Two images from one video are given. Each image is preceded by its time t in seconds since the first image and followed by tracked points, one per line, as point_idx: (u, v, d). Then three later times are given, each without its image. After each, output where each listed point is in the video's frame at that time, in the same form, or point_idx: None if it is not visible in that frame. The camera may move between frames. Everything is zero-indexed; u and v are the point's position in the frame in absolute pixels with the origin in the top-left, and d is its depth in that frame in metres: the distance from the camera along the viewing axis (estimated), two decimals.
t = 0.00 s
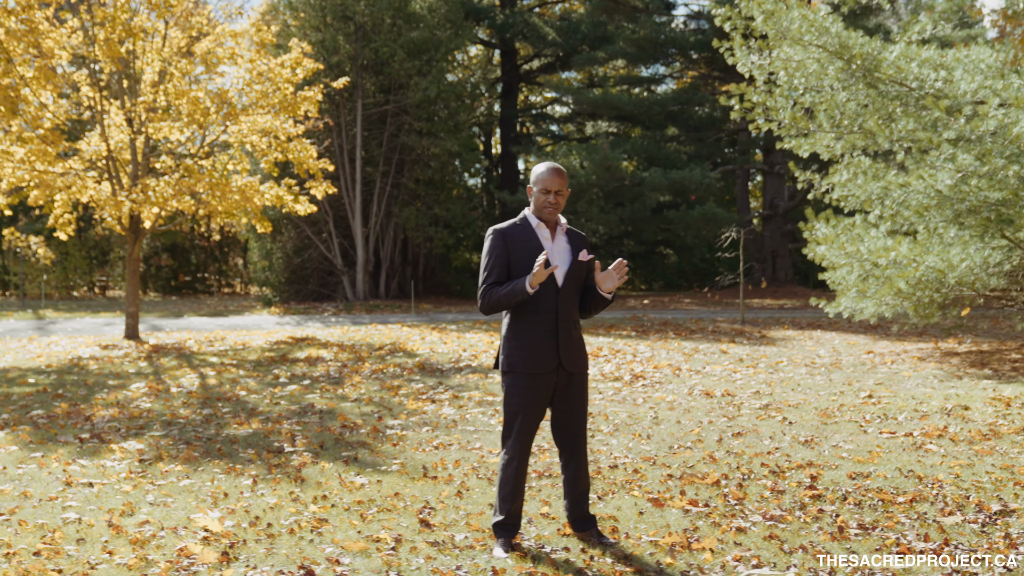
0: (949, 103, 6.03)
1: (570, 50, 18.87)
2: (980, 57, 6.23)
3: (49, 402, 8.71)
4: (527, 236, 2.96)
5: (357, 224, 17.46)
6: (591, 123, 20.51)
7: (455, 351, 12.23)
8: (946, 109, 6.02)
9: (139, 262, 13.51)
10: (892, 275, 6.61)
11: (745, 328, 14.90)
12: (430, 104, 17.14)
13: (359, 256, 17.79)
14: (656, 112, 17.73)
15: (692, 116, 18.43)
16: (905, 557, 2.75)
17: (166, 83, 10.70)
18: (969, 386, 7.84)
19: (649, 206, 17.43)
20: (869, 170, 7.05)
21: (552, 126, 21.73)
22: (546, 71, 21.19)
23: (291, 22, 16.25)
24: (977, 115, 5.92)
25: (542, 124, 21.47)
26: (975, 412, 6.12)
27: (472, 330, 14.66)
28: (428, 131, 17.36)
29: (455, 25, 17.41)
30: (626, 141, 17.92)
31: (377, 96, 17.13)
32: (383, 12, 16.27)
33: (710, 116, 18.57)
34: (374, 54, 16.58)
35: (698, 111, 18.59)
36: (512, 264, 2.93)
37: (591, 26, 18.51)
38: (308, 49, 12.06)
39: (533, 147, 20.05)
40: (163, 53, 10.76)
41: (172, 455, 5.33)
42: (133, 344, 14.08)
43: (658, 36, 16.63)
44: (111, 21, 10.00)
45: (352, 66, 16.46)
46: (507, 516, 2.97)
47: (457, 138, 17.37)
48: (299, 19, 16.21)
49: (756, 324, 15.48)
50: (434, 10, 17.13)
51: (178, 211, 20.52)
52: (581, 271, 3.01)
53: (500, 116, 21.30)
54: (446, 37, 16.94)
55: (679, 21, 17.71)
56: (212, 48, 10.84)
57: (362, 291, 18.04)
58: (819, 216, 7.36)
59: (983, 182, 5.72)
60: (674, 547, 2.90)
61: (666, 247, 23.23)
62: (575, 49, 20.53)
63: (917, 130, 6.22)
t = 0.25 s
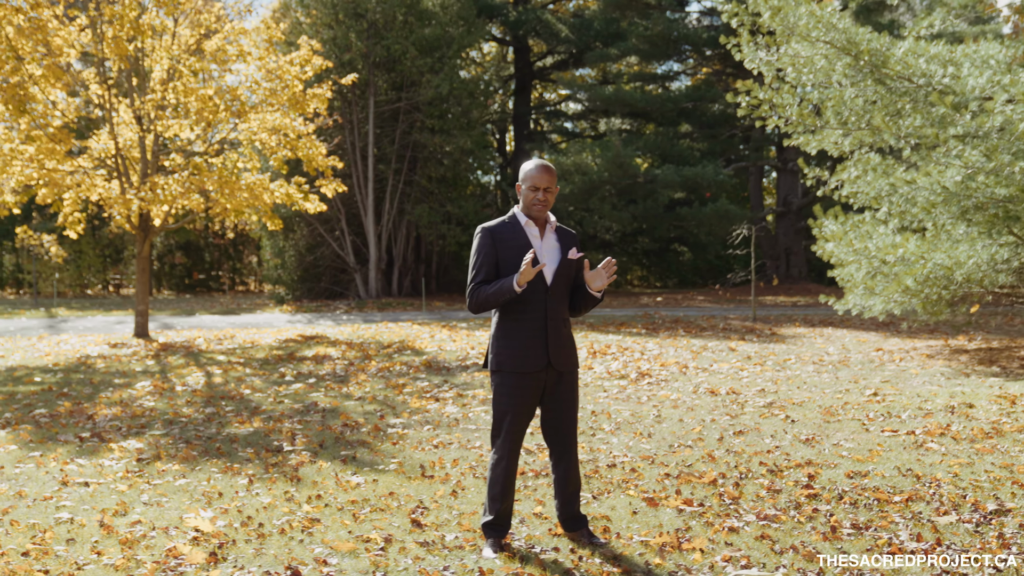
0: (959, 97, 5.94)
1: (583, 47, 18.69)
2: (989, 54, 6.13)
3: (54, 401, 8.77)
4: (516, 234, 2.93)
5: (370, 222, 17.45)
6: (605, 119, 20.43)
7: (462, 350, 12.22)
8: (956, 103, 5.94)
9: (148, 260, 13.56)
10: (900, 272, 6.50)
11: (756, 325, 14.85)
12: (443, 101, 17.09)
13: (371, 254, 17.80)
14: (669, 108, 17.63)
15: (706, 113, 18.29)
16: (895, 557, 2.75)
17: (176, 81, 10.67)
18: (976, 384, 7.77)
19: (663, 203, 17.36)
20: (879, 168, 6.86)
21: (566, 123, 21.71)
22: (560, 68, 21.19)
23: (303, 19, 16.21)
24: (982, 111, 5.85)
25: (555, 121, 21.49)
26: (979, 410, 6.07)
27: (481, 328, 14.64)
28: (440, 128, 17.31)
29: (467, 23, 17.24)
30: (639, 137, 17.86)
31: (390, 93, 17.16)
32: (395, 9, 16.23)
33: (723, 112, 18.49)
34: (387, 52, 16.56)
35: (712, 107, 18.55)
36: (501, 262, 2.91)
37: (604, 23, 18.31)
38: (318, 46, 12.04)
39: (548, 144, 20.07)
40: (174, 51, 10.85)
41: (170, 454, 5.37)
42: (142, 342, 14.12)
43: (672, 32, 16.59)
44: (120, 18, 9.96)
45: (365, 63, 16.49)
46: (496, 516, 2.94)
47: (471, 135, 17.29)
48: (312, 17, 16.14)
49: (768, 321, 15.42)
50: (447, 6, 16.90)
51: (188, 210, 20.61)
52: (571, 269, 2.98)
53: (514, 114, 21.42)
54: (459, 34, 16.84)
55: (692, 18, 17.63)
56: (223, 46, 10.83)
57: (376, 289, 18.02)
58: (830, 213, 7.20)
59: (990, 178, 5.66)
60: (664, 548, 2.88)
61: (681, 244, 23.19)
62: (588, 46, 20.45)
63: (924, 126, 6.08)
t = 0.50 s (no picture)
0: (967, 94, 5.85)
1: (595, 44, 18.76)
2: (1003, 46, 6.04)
3: (59, 399, 8.80)
4: (508, 232, 2.91)
5: (382, 219, 17.45)
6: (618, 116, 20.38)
7: (469, 347, 12.19)
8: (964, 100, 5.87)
9: (158, 258, 13.59)
10: (907, 270, 6.31)
11: (766, 323, 14.80)
12: (454, 99, 17.09)
13: (382, 251, 17.82)
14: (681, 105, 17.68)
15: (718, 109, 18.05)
16: (890, 558, 2.74)
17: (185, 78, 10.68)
18: (984, 382, 7.71)
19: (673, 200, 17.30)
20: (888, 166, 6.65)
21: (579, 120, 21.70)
22: (571, 65, 21.16)
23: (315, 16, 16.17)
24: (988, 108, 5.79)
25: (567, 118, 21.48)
26: (985, 408, 6.03)
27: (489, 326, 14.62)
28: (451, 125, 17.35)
29: (479, 19, 17.12)
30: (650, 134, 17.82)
31: (401, 90, 17.21)
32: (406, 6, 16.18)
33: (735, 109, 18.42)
34: (398, 49, 16.58)
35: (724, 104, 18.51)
36: (493, 261, 2.89)
37: (616, 20, 18.33)
38: (327, 43, 12.03)
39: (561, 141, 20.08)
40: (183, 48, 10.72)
41: (170, 453, 5.39)
42: (151, 339, 14.15)
43: (684, 28, 16.56)
44: (128, 15, 9.95)
45: (376, 60, 16.52)
46: (489, 516, 2.93)
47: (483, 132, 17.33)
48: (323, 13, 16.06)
49: (778, 319, 15.36)
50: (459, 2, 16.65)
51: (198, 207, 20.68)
52: (564, 267, 2.96)
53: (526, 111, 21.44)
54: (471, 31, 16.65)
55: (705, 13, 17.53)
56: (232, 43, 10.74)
57: (387, 286, 18.02)
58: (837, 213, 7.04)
59: (999, 176, 5.59)
60: (657, 548, 2.85)
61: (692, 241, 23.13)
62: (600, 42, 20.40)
63: (932, 123, 6.02)
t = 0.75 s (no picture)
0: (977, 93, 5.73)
1: (606, 40, 18.72)
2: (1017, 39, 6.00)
3: (67, 395, 8.83)
4: (505, 231, 2.89)
5: (393, 215, 17.44)
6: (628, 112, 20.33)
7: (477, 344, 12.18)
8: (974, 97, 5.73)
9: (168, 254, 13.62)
10: (917, 267, 6.13)
11: (776, 320, 14.74)
12: (465, 95, 17.08)
13: (393, 247, 17.82)
14: (692, 101, 17.63)
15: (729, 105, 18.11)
16: (889, 560, 2.72)
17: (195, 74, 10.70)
18: (993, 381, 7.66)
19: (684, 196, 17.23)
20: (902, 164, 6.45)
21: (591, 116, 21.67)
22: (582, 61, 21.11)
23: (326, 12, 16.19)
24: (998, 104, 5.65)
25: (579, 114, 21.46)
26: (993, 408, 5.98)
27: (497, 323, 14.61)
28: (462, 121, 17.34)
29: (490, 15, 17.08)
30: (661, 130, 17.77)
31: (411, 86, 17.21)
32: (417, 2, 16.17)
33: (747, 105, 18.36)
34: (408, 45, 16.56)
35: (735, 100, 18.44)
36: (489, 260, 2.87)
37: (627, 16, 18.23)
38: (336, 39, 12.00)
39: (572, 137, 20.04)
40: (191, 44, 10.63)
41: (173, 449, 5.38)
42: (160, 335, 14.19)
43: (695, 24, 16.49)
44: (138, 11, 9.96)
45: (387, 56, 16.52)
46: (486, 516, 2.91)
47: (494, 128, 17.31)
48: (334, 9, 16.07)
49: (788, 316, 15.30)
50: None
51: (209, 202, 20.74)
52: (562, 265, 2.94)
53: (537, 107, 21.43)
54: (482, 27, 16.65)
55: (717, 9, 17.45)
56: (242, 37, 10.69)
57: (397, 282, 18.03)
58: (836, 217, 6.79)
59: (1008, 173, 5.51)
60: (655, 549, 2.83)
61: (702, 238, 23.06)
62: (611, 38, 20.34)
63: (941, 119, 5.87)
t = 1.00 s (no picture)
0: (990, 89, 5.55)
1: (619, 36, 18.65)
2: None
3: (75, 390, 8.84)
4: (504, 227, 2.87)
5: (404, 211, 17.43)
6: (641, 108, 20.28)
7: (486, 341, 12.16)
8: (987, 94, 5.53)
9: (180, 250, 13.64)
10: (928, 265, 5.97)
11: (787, 317, 14.68)
12: (477, 91, 17.06)
13: (405, 243, 17.81)
14: (704, 97, 17.58)
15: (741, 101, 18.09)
16: (891, 561, 2.69)
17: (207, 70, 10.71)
18: (1003, 380, 7.60)
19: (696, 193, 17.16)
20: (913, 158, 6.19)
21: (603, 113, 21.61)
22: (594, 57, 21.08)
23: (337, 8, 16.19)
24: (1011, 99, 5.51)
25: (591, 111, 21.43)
26: (1003, 407, 5.93)
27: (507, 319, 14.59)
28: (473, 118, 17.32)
29: (502, 11, 17.03)
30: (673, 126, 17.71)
31: (423, 82, 17.19)
32: None
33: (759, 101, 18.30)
34: (420, 41, 16.55)
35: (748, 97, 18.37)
36: (488, 257, 2.85)
37: (639, 11, 18.04)
38: (347, 35, 11.97)
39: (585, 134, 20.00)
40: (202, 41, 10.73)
41: (178, 445, 5.37)
42: (171, 330, 14.21)
43: (708, 20, 16.44)
44: (148, 8, 9.96)
45: (398, 53, 16.49)
46: (485, 514, 2.89)
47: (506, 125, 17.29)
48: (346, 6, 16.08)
49: (800, 313, 15.23)
50: None
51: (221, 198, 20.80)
52: (561, 262, 2.92)
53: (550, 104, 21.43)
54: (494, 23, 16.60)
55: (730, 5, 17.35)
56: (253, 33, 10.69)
57: (409, 278, 18.02)
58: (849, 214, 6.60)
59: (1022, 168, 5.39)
60: (655, 549, 2.80)
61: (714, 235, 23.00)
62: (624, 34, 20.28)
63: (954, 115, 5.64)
